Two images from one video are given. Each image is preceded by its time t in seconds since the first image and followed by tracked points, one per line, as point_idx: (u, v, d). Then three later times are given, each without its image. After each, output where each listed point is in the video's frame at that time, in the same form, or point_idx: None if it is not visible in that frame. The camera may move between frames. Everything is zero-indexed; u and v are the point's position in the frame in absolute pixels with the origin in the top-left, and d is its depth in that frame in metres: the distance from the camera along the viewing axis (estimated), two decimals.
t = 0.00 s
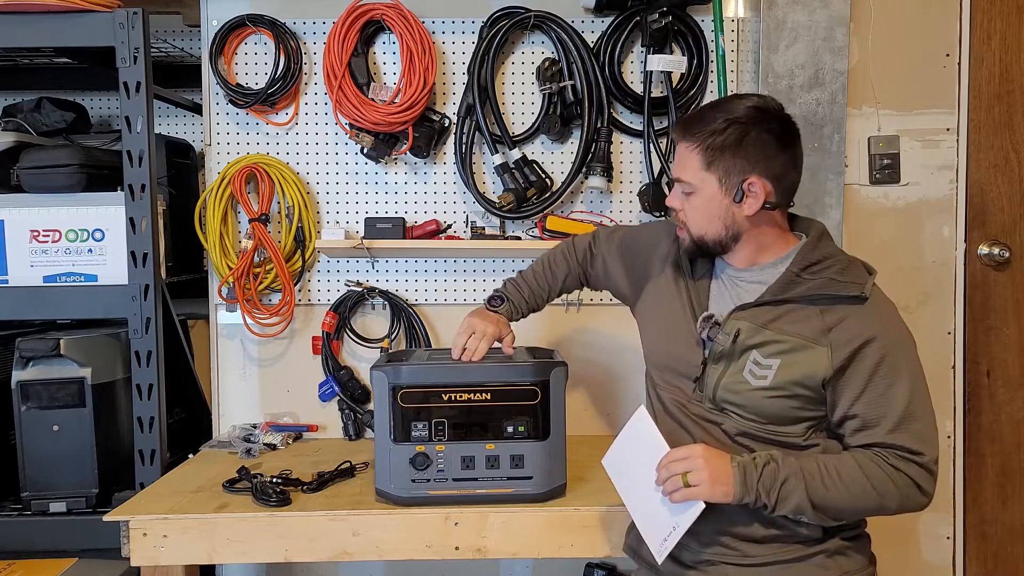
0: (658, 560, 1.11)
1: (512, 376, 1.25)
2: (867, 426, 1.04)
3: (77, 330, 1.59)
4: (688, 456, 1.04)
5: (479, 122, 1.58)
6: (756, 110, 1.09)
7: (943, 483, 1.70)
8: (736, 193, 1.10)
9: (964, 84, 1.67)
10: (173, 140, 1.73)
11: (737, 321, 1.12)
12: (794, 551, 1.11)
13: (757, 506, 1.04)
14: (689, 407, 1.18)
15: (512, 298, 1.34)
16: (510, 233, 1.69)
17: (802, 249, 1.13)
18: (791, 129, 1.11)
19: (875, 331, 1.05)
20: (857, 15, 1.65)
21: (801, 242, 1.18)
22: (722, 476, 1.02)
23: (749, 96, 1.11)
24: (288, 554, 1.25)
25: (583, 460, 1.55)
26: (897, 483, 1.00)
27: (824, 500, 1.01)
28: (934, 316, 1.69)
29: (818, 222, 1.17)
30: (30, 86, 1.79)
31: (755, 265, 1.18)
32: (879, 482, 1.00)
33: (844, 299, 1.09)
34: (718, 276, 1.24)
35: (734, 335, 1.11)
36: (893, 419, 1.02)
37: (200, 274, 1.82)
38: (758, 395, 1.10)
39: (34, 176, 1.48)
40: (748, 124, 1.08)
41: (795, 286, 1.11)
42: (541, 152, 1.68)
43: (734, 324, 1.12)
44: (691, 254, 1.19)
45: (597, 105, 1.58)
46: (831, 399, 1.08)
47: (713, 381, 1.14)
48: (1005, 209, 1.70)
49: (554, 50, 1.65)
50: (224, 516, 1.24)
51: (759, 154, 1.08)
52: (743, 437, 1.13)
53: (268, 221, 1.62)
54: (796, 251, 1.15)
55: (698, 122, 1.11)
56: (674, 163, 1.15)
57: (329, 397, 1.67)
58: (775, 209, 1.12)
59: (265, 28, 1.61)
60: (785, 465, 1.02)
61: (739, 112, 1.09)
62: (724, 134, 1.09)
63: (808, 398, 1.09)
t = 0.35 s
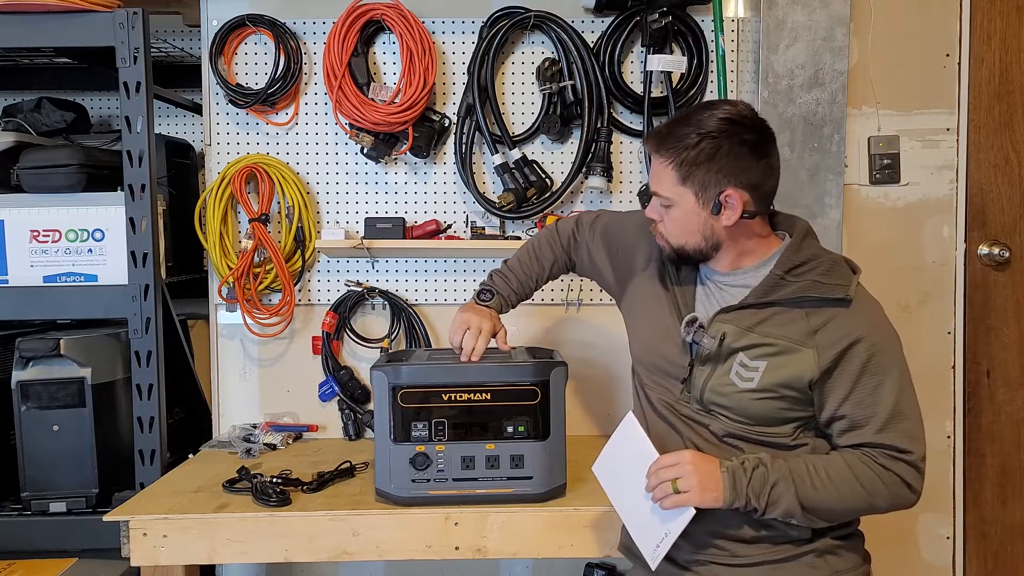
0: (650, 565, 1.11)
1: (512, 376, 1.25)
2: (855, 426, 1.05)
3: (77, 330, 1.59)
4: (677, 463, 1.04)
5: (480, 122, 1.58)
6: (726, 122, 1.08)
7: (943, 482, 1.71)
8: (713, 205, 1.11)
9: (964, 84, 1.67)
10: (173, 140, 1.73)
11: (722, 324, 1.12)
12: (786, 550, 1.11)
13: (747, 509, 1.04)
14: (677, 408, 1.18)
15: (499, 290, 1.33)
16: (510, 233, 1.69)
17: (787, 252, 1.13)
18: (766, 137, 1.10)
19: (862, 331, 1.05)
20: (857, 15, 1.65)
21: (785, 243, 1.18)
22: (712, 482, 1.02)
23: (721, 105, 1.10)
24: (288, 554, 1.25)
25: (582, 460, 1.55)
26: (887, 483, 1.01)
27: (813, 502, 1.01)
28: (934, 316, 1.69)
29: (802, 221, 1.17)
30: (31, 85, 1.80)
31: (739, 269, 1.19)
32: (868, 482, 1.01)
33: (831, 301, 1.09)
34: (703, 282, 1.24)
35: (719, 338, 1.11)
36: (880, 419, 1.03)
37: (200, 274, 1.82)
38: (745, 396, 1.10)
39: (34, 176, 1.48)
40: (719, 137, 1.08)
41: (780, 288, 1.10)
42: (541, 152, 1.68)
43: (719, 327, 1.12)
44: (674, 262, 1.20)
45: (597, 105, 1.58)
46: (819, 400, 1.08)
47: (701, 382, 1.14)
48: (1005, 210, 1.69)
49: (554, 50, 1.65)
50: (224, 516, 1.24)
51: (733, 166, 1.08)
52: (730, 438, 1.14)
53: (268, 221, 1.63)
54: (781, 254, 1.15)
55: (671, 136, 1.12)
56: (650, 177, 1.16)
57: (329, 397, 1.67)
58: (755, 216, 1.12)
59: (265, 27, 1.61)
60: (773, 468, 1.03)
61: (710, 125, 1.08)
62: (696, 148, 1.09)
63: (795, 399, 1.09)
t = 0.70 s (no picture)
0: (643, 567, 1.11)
1: (512, 376, 1.25)
2: (847, 425, 1.05)
3: (77, 330, 1.59)
4: (668, 463, 1.04)
5: (479, 122, 1.59)
6: (716, 124, 1.09)
7: (942, 482, 1.71)
8: (704, 207, 1.11)
9: (964, 83, 1.67)
10: (173, 140, 1.73)
11: (714, 326, 1.12)
12: (778, 551, 1.11)
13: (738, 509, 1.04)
14: (670, 408, 1.18)
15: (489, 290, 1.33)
16: (510, 233, 1.69)
17: (778, 253, 1.13)
18: (754, 138, 1.11)
19: (852, 331, 1.06)
20: (857, 15, 1.65)
21: (776, 243, 1.18)
22: (703, 481, 1.02)
23: (709, 107, 1.11)
24: (288, 554, 1.25)
25: (581, 460, 1.55)
26: (879, 483, 1.01)
27: (805, 502, 1.01)
28: (933, 316, 1.69)
29: (793, 221, 1.18)
30: (32, 86, 1.80)
31: (730, 270, 1.19)
32: (860, 482, 1.01)
33: (822, 301, 1.09)
34: (696, 284, 1.24)
35: (712, 340, 1.11)
36: (872, 418, 1.03)
37: (200, 274, 1.82)
38: (737, 398, 1.10)
39: (35, 176, 1.48)
40: (709, 139, 1.09)
41: (771, 289, 1.11)
42: (541, 152, 1.68)
43: (711, 329, 1.12)
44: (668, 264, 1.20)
45: (597, 105, 1.58)
46: (811, 400, 1.08)
47: (693, 383, 1.14)
48: (1005, 209, 1.68)
49: (554, 50, 1.65)
50: (224, 516, 1.24)
51: (724, 167, 1.09)
52: (724, 439, 1.14)
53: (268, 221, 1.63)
54: (772, 254, 1.15)
55: (661, 139, 1.12)
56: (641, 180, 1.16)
57: (329, 397, 1.67)
58: (745, 217, 1.13)
59: (265, 28, 1.61)
60: (765, 468, 1.03)
61: (699, 127, 1.09)
62: (687, 150, 1.09)
63: (786, 399, 1.10)
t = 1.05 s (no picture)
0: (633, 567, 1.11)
1: (512, 376, 1.25)
2: (839, 429, 1.04)
3: (77, 330, 1.59)
4: (658, 464, 1.04)
5: (479, 122, 1.58)
6: (705, 119, 1.09)
7: (943, 482, 1.71)
8: (695, 202, 1.12)
9: (964, 84, 1.67)
10: (173, 140, 1.73)
11: (708, 324, 1.12)
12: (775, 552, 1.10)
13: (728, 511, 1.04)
14: (666, 405, 1.19)
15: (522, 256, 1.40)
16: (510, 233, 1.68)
17: (774, 252, 1.12)
18: (746, 132, 1.10)
19: (846, 334, 1.04)
20: (857, 15, 1.65)
21: (776, 242, 1.18)
22: (692, 483, 1.02)
23: (700, 103, 1.12)
24: (288, 554, 1.25)
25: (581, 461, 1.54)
26: (870, 486, 1.00)
27: (796, 506, 1.01)
28: (934, 315, 1.69)
29: (795, 221, 1.17)
30: (31, 85, 1.80)
31: (728, 268, 1.19)
32: (851, 485, 1.00)
33: (817, 302, 1.08)
34: (697, 282, 1.25)
35: (705, 338, 1.12)
36: (865, 421, 1.01)
37: (200, 274, 1.82)
38: (727, 397, 1.10)
39: (34, 176, 1.48)
40: (698, 134, 1.09)
41: (765, 288, 1.10)
42: (541, 152, 1.68)
43: (705, 327, 1.12)
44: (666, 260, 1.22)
45: (597, 104, 1.57)
46: (803, 403, 1.07)
47: (689, 380, 1.15)
48: (1006, 209, 1.68)
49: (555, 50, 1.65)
50: (223, 517, 1.24)
51: (713, 161, 1.09)
52: (716, 439, 1.14)
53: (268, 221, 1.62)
54: (769, 254, 1.14)
55: (652, 134, 1.14)
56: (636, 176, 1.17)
57: (329, 397, 1.67)
58: (739, 212, 1.12)
59: (265, 27, 1.60)
60: (756, 470, 1.02)
61: (689, 123, 1.10)
62: (676, 145, 1.10)
63: (776, 401, 1.09)
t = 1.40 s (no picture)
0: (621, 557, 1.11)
1: (512, 376, 1.25)
2: (830, 429, 1.02)
3: (77, 330, 1.58)
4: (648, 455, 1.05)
5: (479, 122, 1.58)
6: (712, 109, 1.10)
7: (943, 482, 1.71)
8: (699, 190, 1.11)
9: (964, 83, 1.66)
10: (172, 140, 1.73)
11: (705, 320, 1.12)
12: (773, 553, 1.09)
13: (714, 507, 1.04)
14: (664, 401, 1.20)
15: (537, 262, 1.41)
16: (510, 233, 1.68)
17: (773, 250, 1.12)
18: (752, 124, 1.11)
19: (839, 332, 1.03)
20: (857, 15, 1.64)
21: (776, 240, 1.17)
22: (677, 476, 1.02)
23: (708, 96, 1.13)
24: (287, 555, 1.25)
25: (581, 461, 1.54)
26: (857, 487, 0.98)
27: (780, 503, 1.00)
28: (935, 315, 1.69)
29: (798, 221, 1.16)
30: (31, 85, 1.80)
31: (729, 264, 1.18)
32: (838, 485, 0.98)
33: (811, 300, 1.07)
34: (698, 277, 1.24)
35: (700, 334, 1.12)
36: (855, 421, 1.00)
37: (200, 274, 1.82)
38: (719, 393, 1.10)
39: (34, 176, 1.48)
40: (704, 122, 1.09)
41: (762, 285, 1.10)
42: (541, 152, 1.68)
43: (701, 322, 1.12)
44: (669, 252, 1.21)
45: (597, 104, 1.57)
46: (795, 402, 1.06)
47: (684, 377, 1.15)
48: (1007, 209, 1.67)
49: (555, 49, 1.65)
50: (223, 517, 1.24)
51: (718, 150, 1.09)
52: (709, 437, 1.14)
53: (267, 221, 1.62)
54: (768, 250, 1.14)
55: (658, 123, 1.14)
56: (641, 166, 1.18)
57: (329, 397, 1.67)
58: (742, 203, 1.12)
59: (264, 27, 1.60)
60: (742, 467, 1.02)
61: (696, 112, 1.11)
62: (682, 133, 1.11)
63: (768, 398, 1.08)
